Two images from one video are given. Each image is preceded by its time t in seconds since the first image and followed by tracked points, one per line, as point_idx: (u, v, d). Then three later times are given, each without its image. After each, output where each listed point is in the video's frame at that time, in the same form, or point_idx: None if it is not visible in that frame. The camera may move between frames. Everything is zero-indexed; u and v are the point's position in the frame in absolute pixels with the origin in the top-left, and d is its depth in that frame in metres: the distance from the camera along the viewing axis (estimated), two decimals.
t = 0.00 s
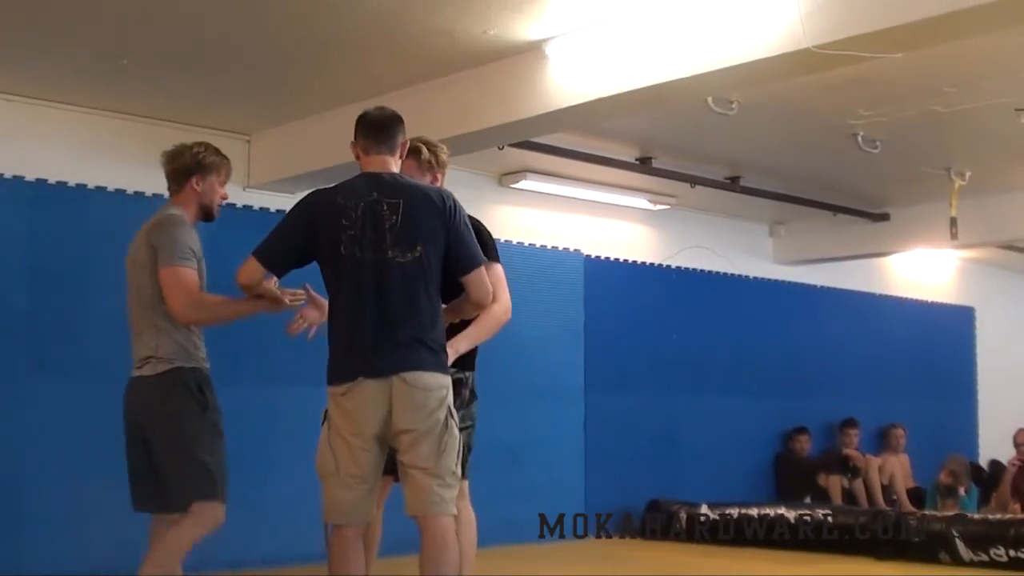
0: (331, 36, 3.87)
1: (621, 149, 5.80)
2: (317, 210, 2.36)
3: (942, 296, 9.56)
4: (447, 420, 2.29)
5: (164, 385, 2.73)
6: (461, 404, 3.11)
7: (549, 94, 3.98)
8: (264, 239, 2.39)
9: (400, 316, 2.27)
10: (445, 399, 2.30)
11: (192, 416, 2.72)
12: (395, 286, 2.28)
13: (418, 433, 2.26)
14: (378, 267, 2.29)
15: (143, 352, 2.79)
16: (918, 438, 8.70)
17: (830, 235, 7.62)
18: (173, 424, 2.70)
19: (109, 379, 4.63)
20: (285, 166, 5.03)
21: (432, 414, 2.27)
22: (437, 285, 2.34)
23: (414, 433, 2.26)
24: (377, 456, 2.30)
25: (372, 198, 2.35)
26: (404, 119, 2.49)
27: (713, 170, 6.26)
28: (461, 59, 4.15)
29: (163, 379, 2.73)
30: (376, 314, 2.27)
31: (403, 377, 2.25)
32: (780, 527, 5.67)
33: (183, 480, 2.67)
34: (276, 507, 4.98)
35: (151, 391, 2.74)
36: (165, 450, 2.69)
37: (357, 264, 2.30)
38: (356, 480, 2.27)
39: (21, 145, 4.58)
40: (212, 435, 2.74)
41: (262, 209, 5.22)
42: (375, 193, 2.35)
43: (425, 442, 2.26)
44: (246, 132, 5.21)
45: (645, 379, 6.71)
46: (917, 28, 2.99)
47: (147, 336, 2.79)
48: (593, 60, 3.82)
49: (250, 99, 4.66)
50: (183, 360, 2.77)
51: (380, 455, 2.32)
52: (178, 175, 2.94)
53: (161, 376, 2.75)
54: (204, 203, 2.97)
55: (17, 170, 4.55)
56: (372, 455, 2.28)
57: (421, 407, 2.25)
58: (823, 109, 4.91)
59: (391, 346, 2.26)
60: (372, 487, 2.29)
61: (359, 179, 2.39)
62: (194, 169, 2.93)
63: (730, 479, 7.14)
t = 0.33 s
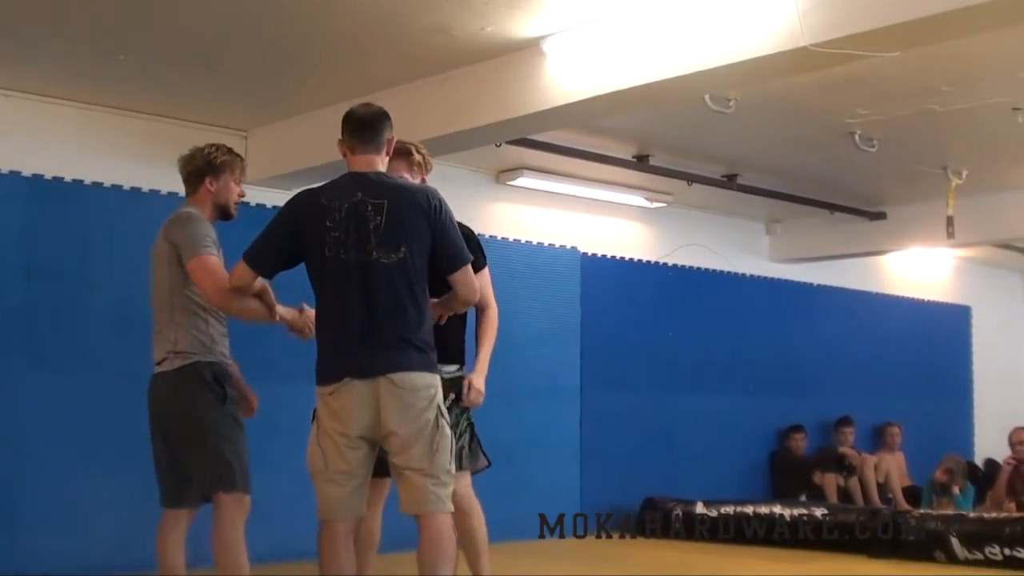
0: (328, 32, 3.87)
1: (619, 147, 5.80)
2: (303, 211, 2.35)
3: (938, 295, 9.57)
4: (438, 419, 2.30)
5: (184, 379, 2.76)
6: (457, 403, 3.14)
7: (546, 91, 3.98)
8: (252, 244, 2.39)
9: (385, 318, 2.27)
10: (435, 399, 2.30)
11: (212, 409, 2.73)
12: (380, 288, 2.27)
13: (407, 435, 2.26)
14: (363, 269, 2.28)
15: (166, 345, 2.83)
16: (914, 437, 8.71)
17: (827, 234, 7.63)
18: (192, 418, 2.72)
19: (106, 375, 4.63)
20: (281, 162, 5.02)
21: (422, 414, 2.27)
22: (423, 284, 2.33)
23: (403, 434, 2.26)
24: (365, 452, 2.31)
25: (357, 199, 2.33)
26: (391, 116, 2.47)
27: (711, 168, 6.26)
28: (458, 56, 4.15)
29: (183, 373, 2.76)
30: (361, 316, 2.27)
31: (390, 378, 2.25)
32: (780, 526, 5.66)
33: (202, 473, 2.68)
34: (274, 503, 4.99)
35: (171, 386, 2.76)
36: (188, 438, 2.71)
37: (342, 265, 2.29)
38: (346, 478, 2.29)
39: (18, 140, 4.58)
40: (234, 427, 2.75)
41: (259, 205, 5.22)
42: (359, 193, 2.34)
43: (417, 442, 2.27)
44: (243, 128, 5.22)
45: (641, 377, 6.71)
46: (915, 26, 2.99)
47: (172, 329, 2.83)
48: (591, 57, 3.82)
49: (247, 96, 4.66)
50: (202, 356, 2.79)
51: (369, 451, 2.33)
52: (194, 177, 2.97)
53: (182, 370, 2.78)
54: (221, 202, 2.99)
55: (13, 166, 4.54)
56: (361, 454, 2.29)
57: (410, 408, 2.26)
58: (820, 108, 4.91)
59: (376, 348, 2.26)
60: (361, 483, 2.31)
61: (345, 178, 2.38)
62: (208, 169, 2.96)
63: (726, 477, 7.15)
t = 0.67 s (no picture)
0: (322, 30, 3.88)
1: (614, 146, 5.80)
2: (299, 213, 2.40)
3: (932, 294, 9.58)
4: (434, 420, 2.33)
5: (211, 376, 2.94)
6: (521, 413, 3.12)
7: (542, 90, 3.98)
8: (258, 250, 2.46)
9: (380, 318, 2.30)
10: (431, 400, 2.33)
11: (240, 403, 2.91)
12: (374, 289, 2.31)
13: (403, 437, 2.31)
14: (358, 269, 2.32)
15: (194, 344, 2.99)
16: (909, 437, 8.71)
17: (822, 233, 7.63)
18: (221, 414, 2.90)
19: (101, 371, 4.63)
20: (276, 160, 5.03)
21: (417, 416, 2.31)
22: (419, 283, 2.36)
23: (399, 436, 2.30)
24: (361, 450, 2.37)
25: (351, 199, 2.37)
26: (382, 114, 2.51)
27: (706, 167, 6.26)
28: (454, 54, 4.15)
29: (209, 372, 2.95)
30: (357, 316, 2.31)
31: (385, 380, 2.28)
32: (779, 525, 5.66)
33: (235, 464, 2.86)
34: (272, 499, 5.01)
35: (202, 385, 2.94)
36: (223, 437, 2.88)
37: (337, 267, 2.33)
38: (341, 477, 2.34)
39: (13, 136, 4.58)
40: (262, 419, 2.93)
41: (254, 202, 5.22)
42: (353, 194, 2.37)
43: (413, 444, 2.31)
44: (239, 126, 5.23)
45: (635, 375, 6.72)
46: (910, 26, 2.99)
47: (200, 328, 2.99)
48: (586, 56, 3.82)
49: (243, 93, 4.66)
50: (228, 355, 2.98)
51: (365, 449, 2.38)
52: (224, 178, 3.15)
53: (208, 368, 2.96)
54: (256, 200, 3.18)
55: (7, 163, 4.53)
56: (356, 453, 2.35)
57: (404, 411, 2.30)
58: (815, 108, 4.91)
59: (371, 349, 2.30)
60: (357, 482, 2.37)
61: (339, 179, 2.42)
62: (240, 171, 3.13)
63: (721, 476, 7.16)
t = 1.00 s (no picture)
0: (319, 30, 3.87)
1: (614, 145, 5.80)
2: (326, 212, 2.45)
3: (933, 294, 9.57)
4: (450, 423, 2.40)
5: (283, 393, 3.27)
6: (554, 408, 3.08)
7: (540, 89, 3.98)
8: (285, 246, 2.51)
9: (404, 316, 2.36)
10: (447, 403, 2.39)
11: (308, 421, 3.25)
12: (400, 288, 2.37)
13: (419, 439, 2.37)
14: (383, 267, 2.38)
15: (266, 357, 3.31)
16: (909, 435, 8.71)
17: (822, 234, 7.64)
18: (293, 429, 3.22)
19: (103, 372, 4.64)
20: (276, 159, 5.03)
21: (433, 419, 2.37)
22: (439, 286, 2.43)
23: (415, 438, 2.37)
24: (375, 450, 2.42)
25: (378, 200, 2.43)
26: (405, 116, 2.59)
27: (706, 167, 6.26)
28: (454, 54, 4.15)
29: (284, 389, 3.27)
30: (380, 314, 2.36)
31: (404, 383, 2.34)
32: (780, 525, 5.67)
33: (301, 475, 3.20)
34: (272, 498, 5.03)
35: (272, 398, 3.26)
36: (288, 452, 3.21)
37: (361, 265, 2.39)
38: (354, 475, 2.39)
39: (14, 137, 4.58)
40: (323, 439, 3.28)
41: (254, 202, 5.22)
42: (380, 195, 2.43)
43: (428, 445, 2.38)
44: (238, 125, 5.22)
45: (636, 375, 6.72)
46: (911, 26, 3.00)
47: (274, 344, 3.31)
48: (586, 55, 3.82)
49: (243, 93, 4.66)
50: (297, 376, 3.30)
51: (379, 449, 2.43)
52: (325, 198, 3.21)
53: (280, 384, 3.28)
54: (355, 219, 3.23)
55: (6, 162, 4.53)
56: (369, 453, 2.40)
57: (422, 414, 2.36)
58: (813, 107, 4.91)
59: (394, 347, 2.36)
60: (370, 481, 2.42)
61: (364, 179, 2.47)
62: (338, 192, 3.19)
63: (721, 476, 7.17)
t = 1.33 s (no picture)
0: (314, 27, 3.86)
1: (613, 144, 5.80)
2: (360, 210, 2.51)
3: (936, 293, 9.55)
4: (472, 422, 2.40)
5: (340, 376, 3.37)
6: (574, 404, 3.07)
7: (539, 88, 3.98)
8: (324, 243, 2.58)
9: (430, 311, 2.38)
10: (469, 403, 2.40)
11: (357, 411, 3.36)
12: (426, 284, 2.39)
13: (440, 437, 2.37)
14: (411, 263, 2.40)
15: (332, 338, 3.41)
16: (907, 433, 8.72)
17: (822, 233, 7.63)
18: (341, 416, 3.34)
19: (99, 371, 4.63)
20: (282, 157, 4.98)
21: (455, 418, 2.37)
22: (471, 285, 2.43)
23: (435, 435, 2.37)
24: (397, 448, 2.45)
25: (409, 198, 2.46)
26: (443, 115, 2.62)
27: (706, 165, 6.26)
28: (454, 53, 4.15)
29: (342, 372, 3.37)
30: (406, 309, 2.39)
31: (429, 377, 2.35)
32: (780, 524, 5.67)
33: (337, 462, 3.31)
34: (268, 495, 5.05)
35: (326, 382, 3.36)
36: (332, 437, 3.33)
37: (391, 260, 2.42)
38: (373, 473, 2.41)
39: (14, 135, 4.54)
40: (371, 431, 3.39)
41: (254, 201, 5.19)
42: (412, 193, 2.47)
43: (449, 444, 2.38)
44: (238, 124, 5.17)
45: (636, 374, 6.72)
46: (912, 24, 2.99)
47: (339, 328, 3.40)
48: (585, 55, 3.82)
49: (242, 91, 4.66)
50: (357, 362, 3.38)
51: (400, 447, 2.46)
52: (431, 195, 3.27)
53: (340, 366, 3.37)
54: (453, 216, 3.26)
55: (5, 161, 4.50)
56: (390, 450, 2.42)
57: (444, 410, 2.36)
58: (812, 106, 4.91)
59: (418, 342, 2.37)
60: (389, 479, 2.44)
61: (397, 176, 2.52)
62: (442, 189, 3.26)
63: (720, 475, 7.17)
